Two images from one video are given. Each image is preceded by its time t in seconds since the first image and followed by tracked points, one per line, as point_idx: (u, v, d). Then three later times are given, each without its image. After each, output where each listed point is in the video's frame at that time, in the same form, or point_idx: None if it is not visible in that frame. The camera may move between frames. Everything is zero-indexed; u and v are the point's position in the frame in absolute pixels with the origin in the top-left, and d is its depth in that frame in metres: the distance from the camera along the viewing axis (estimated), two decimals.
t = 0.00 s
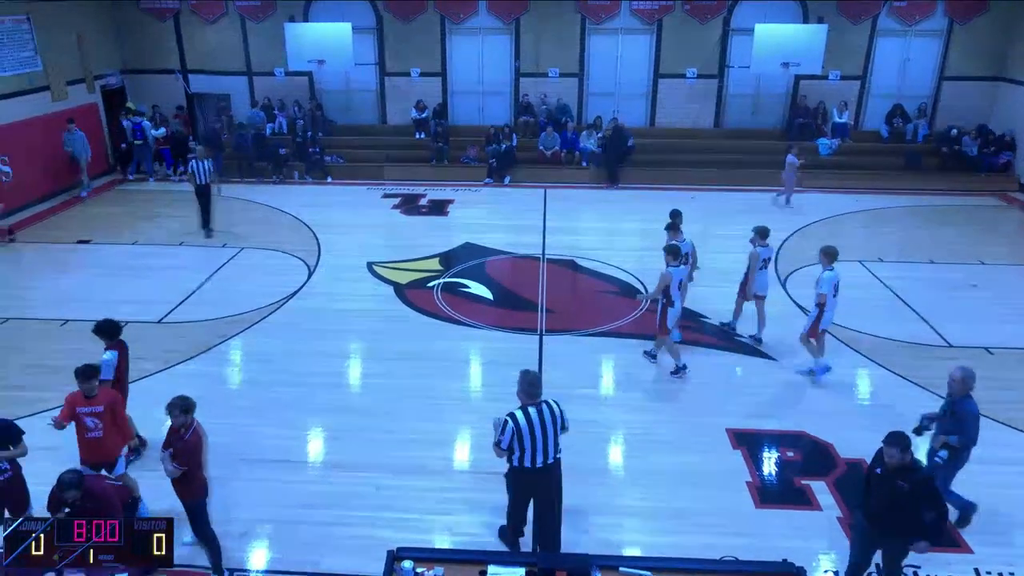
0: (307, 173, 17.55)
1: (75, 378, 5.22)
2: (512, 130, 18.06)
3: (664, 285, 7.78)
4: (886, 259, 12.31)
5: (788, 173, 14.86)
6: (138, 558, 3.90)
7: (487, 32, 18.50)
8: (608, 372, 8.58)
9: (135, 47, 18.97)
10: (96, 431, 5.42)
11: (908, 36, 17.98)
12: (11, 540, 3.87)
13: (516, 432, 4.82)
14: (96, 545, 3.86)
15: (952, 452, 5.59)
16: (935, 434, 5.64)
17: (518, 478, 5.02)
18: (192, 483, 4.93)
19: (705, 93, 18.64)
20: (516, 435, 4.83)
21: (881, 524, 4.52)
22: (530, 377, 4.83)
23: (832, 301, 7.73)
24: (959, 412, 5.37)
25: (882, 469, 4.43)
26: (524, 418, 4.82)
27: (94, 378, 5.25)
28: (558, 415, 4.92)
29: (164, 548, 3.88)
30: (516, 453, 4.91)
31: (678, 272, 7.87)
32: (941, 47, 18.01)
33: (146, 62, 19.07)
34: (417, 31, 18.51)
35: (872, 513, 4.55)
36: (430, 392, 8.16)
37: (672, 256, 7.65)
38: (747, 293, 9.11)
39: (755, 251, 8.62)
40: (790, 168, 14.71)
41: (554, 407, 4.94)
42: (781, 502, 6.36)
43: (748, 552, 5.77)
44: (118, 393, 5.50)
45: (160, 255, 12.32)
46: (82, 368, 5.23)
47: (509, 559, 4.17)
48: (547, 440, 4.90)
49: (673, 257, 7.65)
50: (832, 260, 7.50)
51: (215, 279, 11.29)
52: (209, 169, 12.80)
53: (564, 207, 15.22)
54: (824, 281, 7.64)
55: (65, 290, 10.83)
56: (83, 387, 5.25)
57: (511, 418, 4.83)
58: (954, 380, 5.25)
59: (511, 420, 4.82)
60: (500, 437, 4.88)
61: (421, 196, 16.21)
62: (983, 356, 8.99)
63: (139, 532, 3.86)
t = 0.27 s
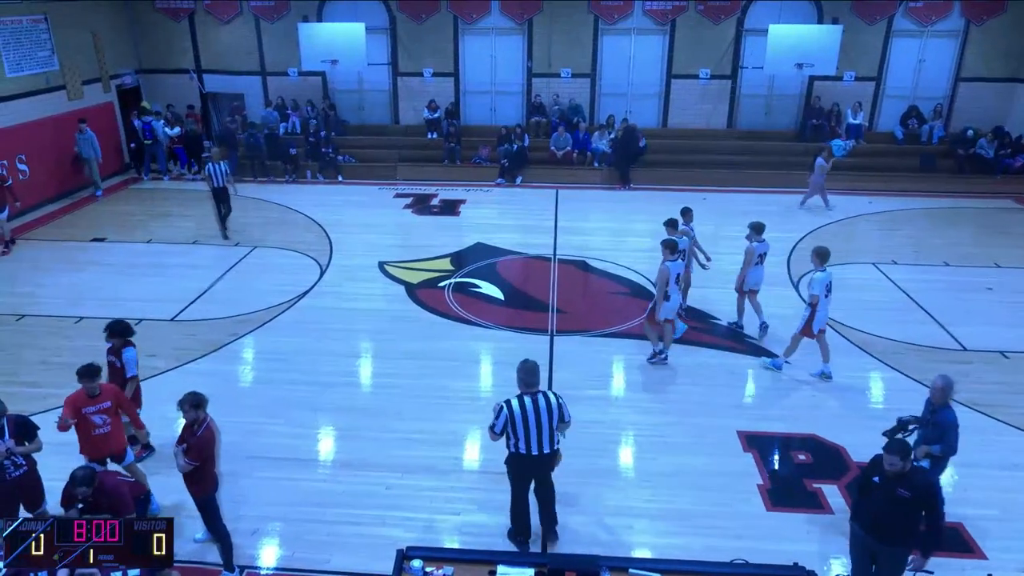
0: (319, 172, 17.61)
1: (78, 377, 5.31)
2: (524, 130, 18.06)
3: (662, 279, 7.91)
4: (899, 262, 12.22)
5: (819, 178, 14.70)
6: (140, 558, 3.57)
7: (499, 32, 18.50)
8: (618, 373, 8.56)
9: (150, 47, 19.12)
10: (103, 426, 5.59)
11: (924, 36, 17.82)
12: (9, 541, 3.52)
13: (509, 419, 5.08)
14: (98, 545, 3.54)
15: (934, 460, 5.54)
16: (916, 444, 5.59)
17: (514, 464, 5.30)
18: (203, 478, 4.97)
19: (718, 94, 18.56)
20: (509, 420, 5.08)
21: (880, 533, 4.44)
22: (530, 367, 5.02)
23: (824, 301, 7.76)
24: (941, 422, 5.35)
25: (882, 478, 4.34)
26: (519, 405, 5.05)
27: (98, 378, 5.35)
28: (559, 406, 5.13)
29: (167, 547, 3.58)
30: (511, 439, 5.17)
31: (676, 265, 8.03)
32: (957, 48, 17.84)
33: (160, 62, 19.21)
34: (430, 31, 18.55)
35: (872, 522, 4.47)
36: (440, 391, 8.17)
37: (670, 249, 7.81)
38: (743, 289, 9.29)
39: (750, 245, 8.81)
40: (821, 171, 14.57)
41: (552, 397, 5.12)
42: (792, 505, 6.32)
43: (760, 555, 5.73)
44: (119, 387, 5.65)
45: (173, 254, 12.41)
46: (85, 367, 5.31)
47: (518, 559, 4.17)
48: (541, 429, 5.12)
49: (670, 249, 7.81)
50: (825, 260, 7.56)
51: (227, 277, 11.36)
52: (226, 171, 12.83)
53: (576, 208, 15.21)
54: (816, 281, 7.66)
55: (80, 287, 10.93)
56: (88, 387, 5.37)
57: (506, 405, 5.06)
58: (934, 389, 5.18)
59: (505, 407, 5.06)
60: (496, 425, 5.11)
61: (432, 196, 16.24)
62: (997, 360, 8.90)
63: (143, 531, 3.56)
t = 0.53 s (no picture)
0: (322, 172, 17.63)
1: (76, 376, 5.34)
2: (528, 130, 18.06)
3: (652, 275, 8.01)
4: (903, 263, 12.19)
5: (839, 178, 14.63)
6: (140, 558, 3.57)
7: (503, 32, 18.50)
8: (621, 373, 8.55)
9: (155, 47, 19.17)
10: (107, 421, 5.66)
11: (929, 37, 17.78)
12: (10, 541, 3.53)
13: (509, 407, 5.18)
14: (98, 545, 3.55)
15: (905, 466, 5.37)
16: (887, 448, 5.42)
17: (513, 454, 5.34)
18: (208, 476, 4.98)
19: (722, 94, 18.54)
20: (509, 408, 5.18)
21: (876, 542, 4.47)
22: (536, 358, 5.10)
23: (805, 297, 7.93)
24: (912, 426, 5.19)
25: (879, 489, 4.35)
26: (520, 394, 5.13)
27: (96, 375, 5.40)
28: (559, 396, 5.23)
29: (166, 548, 3.59)
30: (511, 426, 5.25)
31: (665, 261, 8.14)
32: (963, 49, 17.79)
33: (165, 61, 19.26)
34: (434, 31, 18.56)
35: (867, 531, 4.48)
36: (443, 391, 8.18)
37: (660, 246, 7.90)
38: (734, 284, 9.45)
39: (740, 241, 8.95)
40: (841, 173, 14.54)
41: (549, 387, 5.19)
42: (796, 506, 6.31)
43: (764, 556, 5.73)
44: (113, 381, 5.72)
45: (177, 253, 12.44)
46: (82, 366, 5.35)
47: (520, 560, 4.18)
48: (540, 418, 5.19)
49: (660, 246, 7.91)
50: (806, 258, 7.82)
51: (231, 277, 11.39)
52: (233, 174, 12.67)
53: (579, 208, 15.21)
54: (797, 276, 7.82)
55: (85, 287, 10.96)
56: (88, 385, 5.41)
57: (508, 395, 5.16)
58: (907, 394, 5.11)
59: (506, 394, 5.17)
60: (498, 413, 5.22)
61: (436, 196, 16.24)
62: (1002, 361, 8.87)
63: (142, 531, 3.56)
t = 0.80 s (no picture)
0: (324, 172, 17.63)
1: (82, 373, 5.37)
2: (529, 131, 18.05)
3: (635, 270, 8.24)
4: (905, 263, 12.17)
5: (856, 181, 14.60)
6: (140, 558, 3.57)
7: (505, 32, 18.50)
8: (623, 374, 8.54)
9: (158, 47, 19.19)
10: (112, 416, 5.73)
11: (931, 37, 17.75)
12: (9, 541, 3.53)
13: (515, 388, 5.29)
14: (97, 545, 3.55)
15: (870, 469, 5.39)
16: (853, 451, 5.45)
17: (517, 437, 5.55)
18: (210, 476, 4.99)
19: (724, 94, 18.53)
20: (516, 390, 5.29)
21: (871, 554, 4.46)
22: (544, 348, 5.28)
23: (786, 291, 7.99)
24: (878, 429, 5.21)
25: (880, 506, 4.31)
26: (526, 378, 5.27)
27: (102, 370, 5.45)
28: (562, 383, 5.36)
29: (166, 548, 3.59)
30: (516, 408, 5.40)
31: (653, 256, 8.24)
32: (965, 49, 17.75)
33: (167, 61, 19.28)
34: (436, 31, 18.56)
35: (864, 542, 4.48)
36: (445, 391, 8.18)
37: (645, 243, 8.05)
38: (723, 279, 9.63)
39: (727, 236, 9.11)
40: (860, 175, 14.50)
41: (559, 374, 5.32)
42: (798, 507, 6.31)
43: (766, 557, 5.72)
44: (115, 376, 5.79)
45: (180, 253, 12.45)
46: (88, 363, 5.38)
47: (522, 560, 4.18)
48: (547, 404, 5.32)
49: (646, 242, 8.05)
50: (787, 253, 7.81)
51: (233, 276, 11.39)
52: (241, 177, 12.40)
53: (581, 208, 15.21)
54: (776, 271, 7.94)
55: (87, 286, 10.98)
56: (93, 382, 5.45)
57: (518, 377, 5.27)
58: (866, 397, 5.18)
59: (514, 378, 5.29)
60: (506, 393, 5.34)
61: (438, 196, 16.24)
62: (1004, 361, 8.86)
63: (142, 531, 3.56)
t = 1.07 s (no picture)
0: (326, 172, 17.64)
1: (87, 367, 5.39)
2: (531, 131, 18.05)
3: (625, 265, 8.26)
4: (907, 263, 12.16)
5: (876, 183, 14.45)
6: (140, 558, 3.58)
7: (507, 32, 18.50)
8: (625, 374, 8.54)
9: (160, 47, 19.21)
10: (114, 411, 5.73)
11: (933, 37, 17.72)
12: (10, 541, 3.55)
13: (516, 376, 5.57)
14: (97, 545, 3.55)
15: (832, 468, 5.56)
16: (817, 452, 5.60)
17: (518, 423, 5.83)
18: (212, 476, 4.99)
19: (726, 94, 18.52)
20: (518, 378, 5.57)
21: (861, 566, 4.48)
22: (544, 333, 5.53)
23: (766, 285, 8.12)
24: (839, 428, 5.36)
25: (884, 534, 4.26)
26: (527, 366, 5.54)
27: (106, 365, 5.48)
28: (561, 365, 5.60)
29: (166, 548, 3.60)
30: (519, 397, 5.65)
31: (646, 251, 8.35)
32: (968, 49, 17.73)
33: (169, 61, 19.31)
34: (437, 31, 18.57)
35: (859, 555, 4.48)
36: (446, 391, 8.18)
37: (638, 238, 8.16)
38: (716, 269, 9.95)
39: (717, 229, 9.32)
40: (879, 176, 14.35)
41: (558, 360, 5.58)
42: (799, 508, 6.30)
43: (767, 557, 5.71)
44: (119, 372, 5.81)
45: (182, 252, 12.46)
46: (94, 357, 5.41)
47: (523, 560, 4.18)
48: (548, 390, 5.59)
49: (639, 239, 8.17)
50: (771, 249, 7.88)
51: (235, 276, 11.40)
52: (248, 179, 12.14)
53: (583, 208, 15.20)
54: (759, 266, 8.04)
55: (89, 286, 10.99)
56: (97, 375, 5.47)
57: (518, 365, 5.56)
58: (826, 394, 5.36)
59: (516, 364, 5.58)
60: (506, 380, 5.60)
61: (439, 196, 16.23)
62: (1006, 362, 8.85)
63: (142, 531, 3.56)
